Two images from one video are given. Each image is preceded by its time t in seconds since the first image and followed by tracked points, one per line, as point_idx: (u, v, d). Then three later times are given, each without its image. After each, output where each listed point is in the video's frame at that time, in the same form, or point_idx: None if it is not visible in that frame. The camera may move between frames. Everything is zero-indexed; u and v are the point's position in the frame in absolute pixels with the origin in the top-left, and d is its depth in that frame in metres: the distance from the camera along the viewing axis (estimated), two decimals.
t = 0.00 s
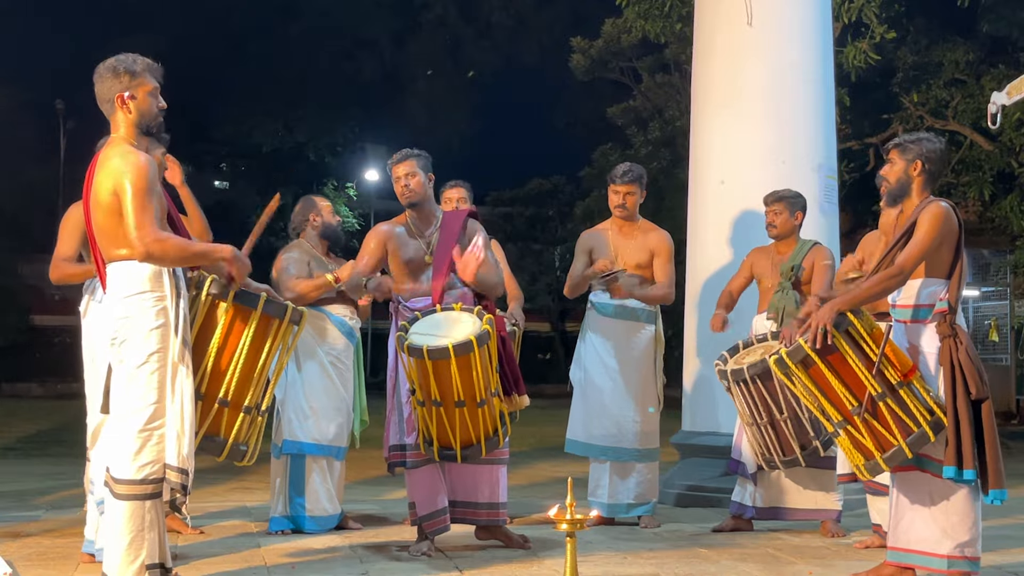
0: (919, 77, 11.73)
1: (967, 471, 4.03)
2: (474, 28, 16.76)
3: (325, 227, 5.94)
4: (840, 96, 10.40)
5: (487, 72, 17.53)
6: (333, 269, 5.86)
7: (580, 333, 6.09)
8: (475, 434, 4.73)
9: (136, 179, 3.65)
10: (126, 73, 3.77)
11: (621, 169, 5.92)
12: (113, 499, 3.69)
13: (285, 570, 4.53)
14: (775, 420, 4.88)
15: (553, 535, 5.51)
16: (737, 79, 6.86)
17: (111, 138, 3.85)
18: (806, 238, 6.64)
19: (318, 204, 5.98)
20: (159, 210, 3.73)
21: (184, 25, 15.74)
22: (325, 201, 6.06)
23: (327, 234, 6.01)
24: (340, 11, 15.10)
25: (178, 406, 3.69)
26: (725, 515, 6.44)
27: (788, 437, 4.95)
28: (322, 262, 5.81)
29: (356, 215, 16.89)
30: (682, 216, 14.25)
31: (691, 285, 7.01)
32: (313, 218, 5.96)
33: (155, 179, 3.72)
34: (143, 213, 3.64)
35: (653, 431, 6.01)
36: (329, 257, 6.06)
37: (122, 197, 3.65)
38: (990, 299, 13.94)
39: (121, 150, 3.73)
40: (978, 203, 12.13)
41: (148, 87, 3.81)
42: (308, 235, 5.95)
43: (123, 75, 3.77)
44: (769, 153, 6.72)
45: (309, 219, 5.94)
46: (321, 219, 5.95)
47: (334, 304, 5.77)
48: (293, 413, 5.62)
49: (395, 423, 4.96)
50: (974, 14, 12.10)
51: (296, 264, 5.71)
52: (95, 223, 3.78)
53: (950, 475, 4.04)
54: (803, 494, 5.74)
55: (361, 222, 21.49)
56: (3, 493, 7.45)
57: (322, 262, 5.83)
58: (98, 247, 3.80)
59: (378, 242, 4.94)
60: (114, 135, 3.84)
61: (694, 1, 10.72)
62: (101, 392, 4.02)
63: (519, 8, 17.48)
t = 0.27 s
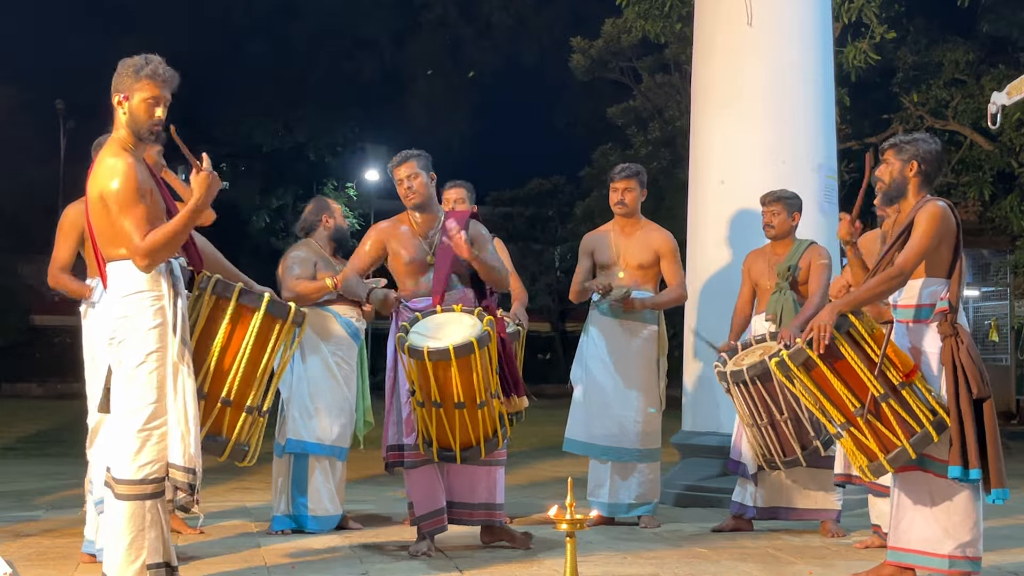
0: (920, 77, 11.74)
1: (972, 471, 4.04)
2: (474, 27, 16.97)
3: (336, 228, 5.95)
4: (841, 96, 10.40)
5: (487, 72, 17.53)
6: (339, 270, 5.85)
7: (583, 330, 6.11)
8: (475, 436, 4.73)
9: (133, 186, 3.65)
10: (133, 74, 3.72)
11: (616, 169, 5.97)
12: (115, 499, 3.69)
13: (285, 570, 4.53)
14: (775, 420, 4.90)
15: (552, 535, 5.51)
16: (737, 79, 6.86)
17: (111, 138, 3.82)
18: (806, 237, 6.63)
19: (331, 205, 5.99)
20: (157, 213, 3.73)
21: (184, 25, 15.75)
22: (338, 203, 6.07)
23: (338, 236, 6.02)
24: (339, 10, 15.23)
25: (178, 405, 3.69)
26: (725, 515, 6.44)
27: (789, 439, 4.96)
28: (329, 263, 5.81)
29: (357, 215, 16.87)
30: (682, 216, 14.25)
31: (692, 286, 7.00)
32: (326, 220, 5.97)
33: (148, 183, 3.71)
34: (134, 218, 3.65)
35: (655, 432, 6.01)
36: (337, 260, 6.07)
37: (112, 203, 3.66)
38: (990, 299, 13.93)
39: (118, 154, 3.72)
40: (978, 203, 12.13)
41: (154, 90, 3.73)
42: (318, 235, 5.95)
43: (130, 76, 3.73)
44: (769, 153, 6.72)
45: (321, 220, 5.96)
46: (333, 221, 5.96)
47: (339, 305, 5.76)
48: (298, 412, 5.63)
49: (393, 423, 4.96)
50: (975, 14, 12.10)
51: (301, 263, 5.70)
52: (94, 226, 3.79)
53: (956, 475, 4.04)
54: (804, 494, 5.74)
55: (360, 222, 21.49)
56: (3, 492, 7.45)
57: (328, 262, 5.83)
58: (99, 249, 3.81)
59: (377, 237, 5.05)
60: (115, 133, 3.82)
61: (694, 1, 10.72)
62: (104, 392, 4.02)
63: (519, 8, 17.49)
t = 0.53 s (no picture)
0: (919, 77, 11.74)
1: (970, 471, 4.05)
2: (474, 27, 17.03)
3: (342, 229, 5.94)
4: (840, 96, 10.40)
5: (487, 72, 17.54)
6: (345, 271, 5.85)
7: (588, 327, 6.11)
8: (480, 437, 4.73)
9: (132, 185, 3.65)
10: (128, 74, 3.72)
11: (621, 168, 5.99)
12: (113, 499, 3.69)
13: (284, 570, 4.52)
14: (774, 420, 4.90)
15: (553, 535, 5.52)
16: (737, 79, 6.86)
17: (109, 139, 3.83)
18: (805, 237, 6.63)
19: (336, 206, 5.97)
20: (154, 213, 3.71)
21: (184, 24, 15.75)
22: (343, 203, 6.05)
23: (343, 236, 6.01)
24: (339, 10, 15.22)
25: (176, 406, 3.69)
26: (725, 515, 6.45)
27: (790, 439, 4.97)
28: (334, 263, 5.81)
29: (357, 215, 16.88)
30: (682, 216, 14.25)
31: (692, 286, 7.00)
32: (331, 220, 5.96)
33: (146, 183, 3.70)
34: (135, 215, 3.62)
35: (657, 432, 6.02)
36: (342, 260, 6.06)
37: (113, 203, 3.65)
38: (990, 299, 13.92)
39: (117, 155, 3.72)
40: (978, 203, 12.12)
41: (150, 90, 3.73)
42: (324, 235, 5.95)
43: (122, 75, 3.73)
44: (769, 153, 6.73)
45: (326, 220, 5.95)
46: (338, 221, 5.95)
47: (343, 306, 5.74)
48: (305, 413, 5.63)
49: (396, 422, 4.98)
50: (975, 14, 12.10)
51: (306, 263, 5.71)
52: (94, 227, 3.79)
53: (951, 475, 4.05)
54: (804, 494, 5.74)
55: (360, 222, 21.49)
56: (3, 492, 7.45)
57: (333, 263, 5.83)
58: (99, 250, 3.81)
59: (388, 238, 5.03)
60: (112, 135, 3.82)
61: (694, 1, 10.72)
62: (104, 392, 4.02)
63: (519, 8, 17.50)
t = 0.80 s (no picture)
0: (919, 77, 11.74)
1: (971, 471, 4.05)
2: (474, 27, 17.49)
3: (336, 226, 5.96)
4: (840, 96, 10.40)
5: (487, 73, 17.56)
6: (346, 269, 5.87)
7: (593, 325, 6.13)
8: (484, 436, 4.77)
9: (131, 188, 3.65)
10: (136, 74, 3.70)
11: (627, 168, 6.00)
12: (114, 499, 3.69)
13: (285, 570, 4.53)
14: (774, 421, 4.90)
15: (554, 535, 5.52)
16: (737, 79, 6.86)
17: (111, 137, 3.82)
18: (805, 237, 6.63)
19: (329, 204, 5.99)
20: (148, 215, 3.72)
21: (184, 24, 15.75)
22: (333, 199, 6.08)
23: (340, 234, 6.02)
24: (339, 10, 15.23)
25: (177, 406, 3.69)
26: (725, 515, 6.45)
27: (791, 439, 4.98)
28: (334, 263, 5.82)
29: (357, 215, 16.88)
30: (682, 215, 14.26)
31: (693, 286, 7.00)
32: (323, 219, 5.98)
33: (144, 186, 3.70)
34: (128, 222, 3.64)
35: (659, 432, 6.01)
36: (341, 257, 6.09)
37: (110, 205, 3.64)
38: (990, 298, 13.91)
39: (118, 155, 3.71)
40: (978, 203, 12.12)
41: (157, 92, 3.73)
42: (321, 235, 5.96)
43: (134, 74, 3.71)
44: (769, 153, 6.73)
45: (319, 221, 5.97)
46: (331, 219, 5.96)
47: (346, 306, 5.78)
48: (305, 414, 5.62)
49: (403, 418, 5.01)
50: (975, 14, 12.10)
51: (306, 265, 5.68)
52: (94, 226, 3.78)
53: (955, 473, 4.06)
54: (805, 494, 5.75)
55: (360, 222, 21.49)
56: (4, 492, 7.45)
57: (334, 262, 5.83)
58: (99, 249, 3.81)
59: (400, 237, 5.05)
60: (115, 133, 3.81)
61: (694, 1, 10.72)
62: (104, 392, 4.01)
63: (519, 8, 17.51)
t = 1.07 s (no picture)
0: (919, 77, 11.75)
1: (970, 471, 4.04)
2: (474, 27, 17.13)
3: (328, 224, 5.89)
4: (840, 96, 10.41)
5: (488, 73, 17.59)
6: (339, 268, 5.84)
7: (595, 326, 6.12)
8: (486, 441, 4.72)
9: (133, 186, 3.65)
10: (133, 73, 3.70)
11: (630, 170, 5.98)
12: (112, 499, 3.69)
13: (285, 570, 4.52)
14: (774, 421, 4.90)
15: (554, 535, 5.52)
16: (737, 79, 6.86)
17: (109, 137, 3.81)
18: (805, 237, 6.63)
19: (320, 203, 5.92)
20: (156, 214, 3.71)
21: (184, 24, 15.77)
22: (326, 197, 6.00)
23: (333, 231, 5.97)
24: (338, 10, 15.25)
25: (175, 406, 3.69)
26: (725, 515, 6.45)
27: (789, 439, 4.98)
28: (327, 262, 5.79)
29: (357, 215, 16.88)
30: (682, 215, 14.26)
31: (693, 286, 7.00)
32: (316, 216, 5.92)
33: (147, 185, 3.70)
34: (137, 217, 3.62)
35: (661, 433, 6.01)
36: (335, 255, 6.03)
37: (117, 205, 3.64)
38: (990, 299, 13.92)
39: (118, 154, 3.71)
40: (978, 203, 12.13)
41: (154, 90, 3.72)
42: (315, 234, 5.92)
43: (129, 74, 3.71)
44: (769, 153, 6.73)
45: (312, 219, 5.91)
46: (323, 217, 5.90)
47: (339, 306, 5.78)
48: (300, 415, 5.62)
49: (410, 421, 4.96)
50: (975, 14, 12.11)
51: (299, 265, 5.69)
52: (94, 226, 3.78)
53: (951, 475, 4.04)
54: (806, 494, 5.75)
55: (360, 222, 21.50)
56: (4, 492, 7.46)
57: (327, 261, 5.81)
58: (98, 248, 3.80)
59: (405, 236, 5.06)
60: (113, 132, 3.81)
61: (694, 1, 10.72)
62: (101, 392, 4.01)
63: (519, 8, 17.52)
